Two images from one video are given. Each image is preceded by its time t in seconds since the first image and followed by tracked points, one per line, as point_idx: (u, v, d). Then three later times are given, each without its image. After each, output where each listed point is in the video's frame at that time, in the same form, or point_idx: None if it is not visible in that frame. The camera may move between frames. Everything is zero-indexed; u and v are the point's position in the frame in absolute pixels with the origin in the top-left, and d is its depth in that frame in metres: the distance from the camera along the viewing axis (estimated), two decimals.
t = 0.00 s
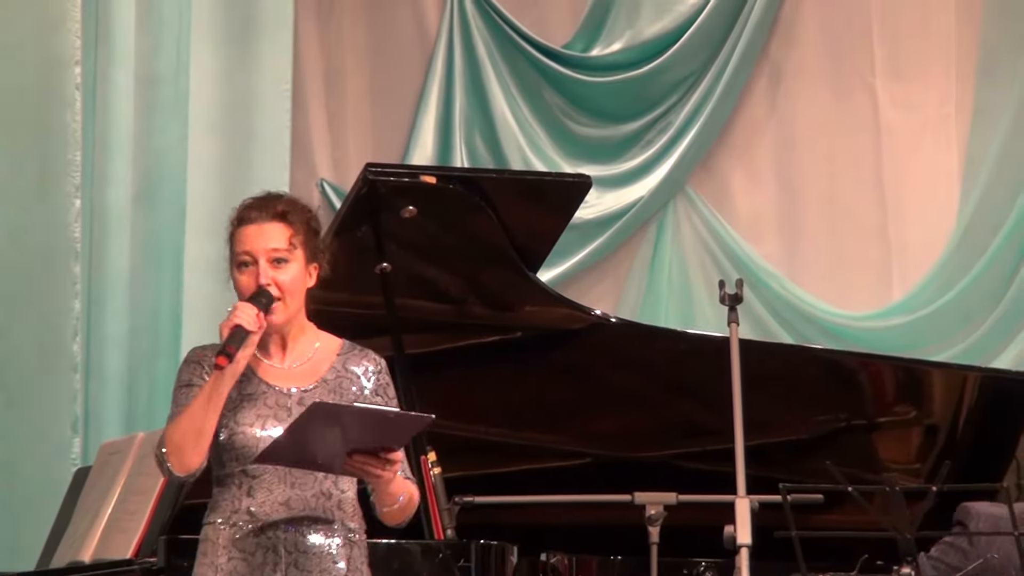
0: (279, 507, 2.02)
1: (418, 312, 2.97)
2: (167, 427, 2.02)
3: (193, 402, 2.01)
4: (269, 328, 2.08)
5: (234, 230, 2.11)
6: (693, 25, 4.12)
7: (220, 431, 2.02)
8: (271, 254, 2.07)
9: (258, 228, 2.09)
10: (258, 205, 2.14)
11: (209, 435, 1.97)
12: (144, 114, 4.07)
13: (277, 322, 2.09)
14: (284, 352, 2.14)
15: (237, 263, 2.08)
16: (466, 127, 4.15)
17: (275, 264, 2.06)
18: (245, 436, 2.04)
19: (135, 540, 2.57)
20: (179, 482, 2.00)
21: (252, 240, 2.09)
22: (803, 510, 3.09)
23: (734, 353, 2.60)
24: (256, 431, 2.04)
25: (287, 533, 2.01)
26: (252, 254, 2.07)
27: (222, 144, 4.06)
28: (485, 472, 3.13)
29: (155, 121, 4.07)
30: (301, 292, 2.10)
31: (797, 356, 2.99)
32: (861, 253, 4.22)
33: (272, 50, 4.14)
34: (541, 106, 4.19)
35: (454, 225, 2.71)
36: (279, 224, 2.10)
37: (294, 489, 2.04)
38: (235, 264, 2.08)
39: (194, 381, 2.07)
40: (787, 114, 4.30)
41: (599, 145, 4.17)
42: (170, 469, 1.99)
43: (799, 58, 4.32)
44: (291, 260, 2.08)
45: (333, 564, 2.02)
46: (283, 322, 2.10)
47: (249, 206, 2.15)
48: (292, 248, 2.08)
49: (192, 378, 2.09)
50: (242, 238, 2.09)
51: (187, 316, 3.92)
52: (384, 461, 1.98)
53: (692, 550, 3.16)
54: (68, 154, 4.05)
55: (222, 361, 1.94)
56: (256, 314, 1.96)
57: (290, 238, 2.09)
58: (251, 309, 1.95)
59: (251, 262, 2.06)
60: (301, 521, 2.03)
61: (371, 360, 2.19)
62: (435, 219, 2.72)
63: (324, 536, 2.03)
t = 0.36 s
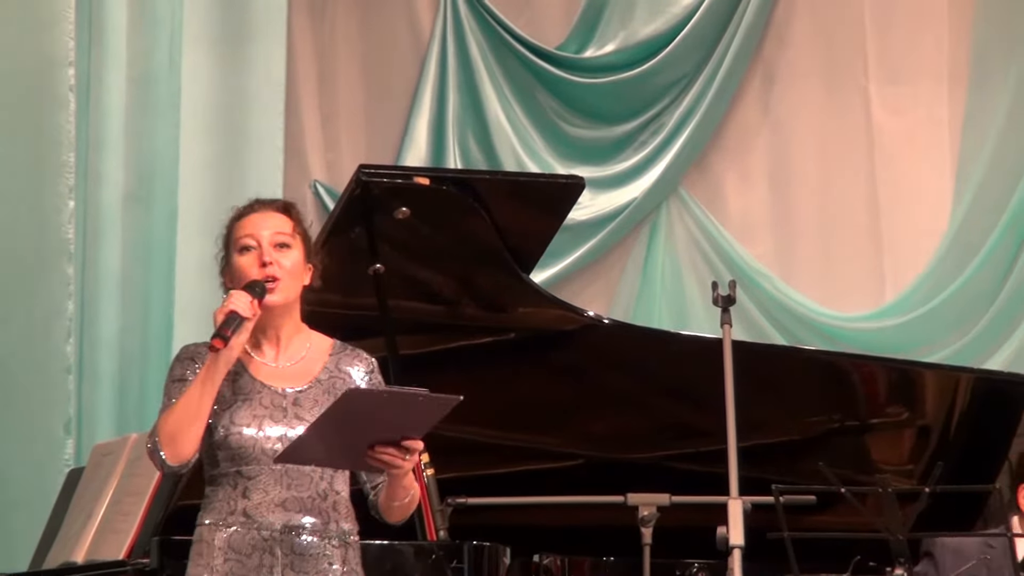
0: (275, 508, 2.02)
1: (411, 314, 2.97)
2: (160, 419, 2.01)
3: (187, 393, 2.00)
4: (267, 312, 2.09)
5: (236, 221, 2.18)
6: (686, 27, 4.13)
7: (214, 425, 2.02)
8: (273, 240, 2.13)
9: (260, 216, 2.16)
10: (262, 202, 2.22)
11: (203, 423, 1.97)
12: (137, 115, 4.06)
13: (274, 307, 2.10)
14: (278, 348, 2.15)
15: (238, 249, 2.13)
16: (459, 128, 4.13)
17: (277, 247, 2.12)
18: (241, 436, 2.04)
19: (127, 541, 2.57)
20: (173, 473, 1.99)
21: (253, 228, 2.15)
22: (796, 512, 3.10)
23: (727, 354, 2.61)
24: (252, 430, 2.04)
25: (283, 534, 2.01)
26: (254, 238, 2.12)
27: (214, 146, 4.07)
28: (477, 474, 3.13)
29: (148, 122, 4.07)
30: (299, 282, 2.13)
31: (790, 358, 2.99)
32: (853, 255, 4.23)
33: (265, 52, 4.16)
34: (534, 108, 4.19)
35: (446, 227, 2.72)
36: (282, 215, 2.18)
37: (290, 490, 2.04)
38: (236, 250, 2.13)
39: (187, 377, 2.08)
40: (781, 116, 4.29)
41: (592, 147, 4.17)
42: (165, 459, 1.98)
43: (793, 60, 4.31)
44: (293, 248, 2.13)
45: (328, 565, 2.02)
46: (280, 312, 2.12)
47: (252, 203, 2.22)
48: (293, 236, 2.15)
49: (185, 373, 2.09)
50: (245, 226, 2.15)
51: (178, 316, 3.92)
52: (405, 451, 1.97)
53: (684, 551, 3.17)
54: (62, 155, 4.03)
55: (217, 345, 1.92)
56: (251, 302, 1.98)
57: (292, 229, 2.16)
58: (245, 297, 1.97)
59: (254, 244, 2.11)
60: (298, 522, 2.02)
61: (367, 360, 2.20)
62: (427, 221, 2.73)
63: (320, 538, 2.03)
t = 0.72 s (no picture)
0: (272, 509, 2.02)
1: (401, 315, 2.98)
2: (157, 438, 1.99)
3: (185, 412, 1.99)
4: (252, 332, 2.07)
5: (208, 237, 2.12)
6: (676, 27, 4.13)
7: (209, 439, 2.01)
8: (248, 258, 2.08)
9: (232, 232, 2.10)
10: (231, 211, 2.15)
11: (202, 444, 1.96)
12: (127, 116, 4.06)
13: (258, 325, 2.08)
14: (266, 356, 2.13)
15: (214, 270, 2.09)
16: (450, 129, 4.15)
17: (254, 267, 2.07)
18: (235, 441, 2.04)
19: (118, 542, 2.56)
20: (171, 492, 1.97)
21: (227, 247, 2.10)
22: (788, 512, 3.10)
23: (718, 355, 2.60)
24: (246, 435, 2.04)
25: (281, 535, 2.01)
26: (230, 259, 2.08)
27: (205, 145, 4.04)
28: (468, 475, 3.12)
29: (139, 123, 4.07)
30: (279, 295, 2.10)
31: (779, 358, 3.00)
32: (844, 256, 4.23)
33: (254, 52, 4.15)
34: (524, 109, 4.19)
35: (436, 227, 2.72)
36: (254, 227, 2.12)
37: (286, 492, 2.04)
38: (214, 272, 2.09)
39: (177, 391, 2.06)
40: (771, 116, 4.30)
41: (583, 147, 4.17)
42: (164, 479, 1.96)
43: (782, 60, 4.32)
44: (269, 262, 2.09)
45: (326, 565, 2.02)
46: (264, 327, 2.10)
47: (220, 212, 2.16)
48: (267, 250, 2.10)
49: (174, 387, 2.07)
50: (218, 245, 2.10)
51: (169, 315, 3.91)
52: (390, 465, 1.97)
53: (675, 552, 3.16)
54: (53, 156, 4.05)
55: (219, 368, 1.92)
56: (246, 322, 1.96)
57: (265, 241, 2.10)
58: (241, 317, 1.95)
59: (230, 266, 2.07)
60: (295, 524, 2.03)
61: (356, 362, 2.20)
62: (417, 221, 2.73)
63: (316, 538, 2.04)
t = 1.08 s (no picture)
0: (248, 511, 2.02)
1: (390, 317, 2.98)
2: (136, 427, 2.01)
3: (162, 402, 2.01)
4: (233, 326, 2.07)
5: (208, 228, 2.13)
6: (665, 29, 4.13)
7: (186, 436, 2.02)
8: (243, 253, 2.09)
9: (232, 226, 2.11)
10: (235, 206, 2.16)
11: (182, 432, 1.97)
12: (115, 118, 4.06)
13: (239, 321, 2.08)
14: (246, 355, 2.13)
15: (207, 259, 2.09)
16: (438, 129, 4.15)
17: (246, 263, 2.07)
18: (212, 443, 2.04)
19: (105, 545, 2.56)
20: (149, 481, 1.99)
21: (223, 238, 2.10)
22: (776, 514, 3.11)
23: (706, 357, 2.61)
24: (224, 437, 2.04)
25: (256, 537, 2.01)
26: (224, 251, 2.08)
27: (190, 150, 4.06)
28: (456, 478, 3.11)
29: (126, 125, 4.07)
30: (267, 295, 2.10)
31: (766, 358, 3.01)
32: (832, 257, 4.23)
33: (241, 54, 4.15)
34: (513, 110, 4.20)
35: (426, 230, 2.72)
36: (254, 226, 2.12)
37: (262, 493, 2.04)
38: (205, 261, 2.09)
39: (156, 384, 2.06)
40: (760, 118, 4.29)
41: (571, 149, 4.16)
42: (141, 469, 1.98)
43: (771, 62, 4.31)
44: (262, 262, 2.09)
45: (301, 567, 2.03)
46: (246, 324, 2.10)
47: (223, 207, 2.17)
48: (263, 250, 2.10)
49: (154, 381, 2.08)
50: (215, 236, 2.10)
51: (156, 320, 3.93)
52: (357, 459, 1.99)
53: (664, 553, 3.16)
54: (40, 158, 4.04)
55: (195, 352, 1.95)
56: (226, 311, 1.98)
57: (263, 242, 2.11)
58: (219, 305, 1.98)
59: (223, 258, 2.07)
60: (270, 525, 2.03)
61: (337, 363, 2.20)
62: (408, 224, 2.74)
63: (292, 540, 2.04)
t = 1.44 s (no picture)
0: (168, 516, 2.00)
1: (380, 319, 2.94)
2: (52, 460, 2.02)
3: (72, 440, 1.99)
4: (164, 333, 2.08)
5: (143, 234, 2.15)
6: (656, 30, 4.12)
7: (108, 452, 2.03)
8: (171, 254, 2.11)
9: (162, 229, 2.13)
10: (170, 211, 2.18)
11: (86, 479, 1.96)
12: (106, 119, 4.05)
13: (173, 324, 2.09)
14: (186, 359, 2.12)
15: (140, 265, 2.12)
16: (429, 130, 4.15)
17: (175, 263, 2.09)
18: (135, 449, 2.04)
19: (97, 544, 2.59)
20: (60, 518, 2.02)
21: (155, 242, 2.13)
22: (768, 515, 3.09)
23: (697, 358, 2.61)
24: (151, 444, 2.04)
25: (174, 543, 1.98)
26: (153, 255, 2.10)
27: (183, 150, 4.05)
28: (447, 480, 3.16)
29: (116, 128, 4.06)
30: (201, 294, 2.10)
31: (760, 360, 2.98)
32: (823, 256, 4.25)
33: (231, 56, 4.13)
34: (504, 112, 4.19)
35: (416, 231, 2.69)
36: (185, 226, 2.15)
37: (183, 499, 2.01)
38: (138, 267, 2.11)
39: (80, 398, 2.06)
40: (749, 120, 4.31)
41: (562, 150, 4.16)
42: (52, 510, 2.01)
43: (761, 63, 4.32)
44: (191, 260, 2.10)
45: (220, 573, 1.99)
46: (182, 327, 2.10)
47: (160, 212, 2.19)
48: (192, 250, 2.12)
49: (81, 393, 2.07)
50: (148, 241, 2.13)
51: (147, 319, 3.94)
52: (258, 467, 1.93)
53: (656, 555, 3.15)
54: (31, 160, 4.05)
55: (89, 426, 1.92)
56: (117, 374, 1.92)
57: (192, 241, 2.13)
58: (110, 370, 1.91)
59: (151, 261, 2.09)
60: (190, 530, 2.00)
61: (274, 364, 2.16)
62: (398, 224, 2.71)
63: (214, 545, 2.00)
